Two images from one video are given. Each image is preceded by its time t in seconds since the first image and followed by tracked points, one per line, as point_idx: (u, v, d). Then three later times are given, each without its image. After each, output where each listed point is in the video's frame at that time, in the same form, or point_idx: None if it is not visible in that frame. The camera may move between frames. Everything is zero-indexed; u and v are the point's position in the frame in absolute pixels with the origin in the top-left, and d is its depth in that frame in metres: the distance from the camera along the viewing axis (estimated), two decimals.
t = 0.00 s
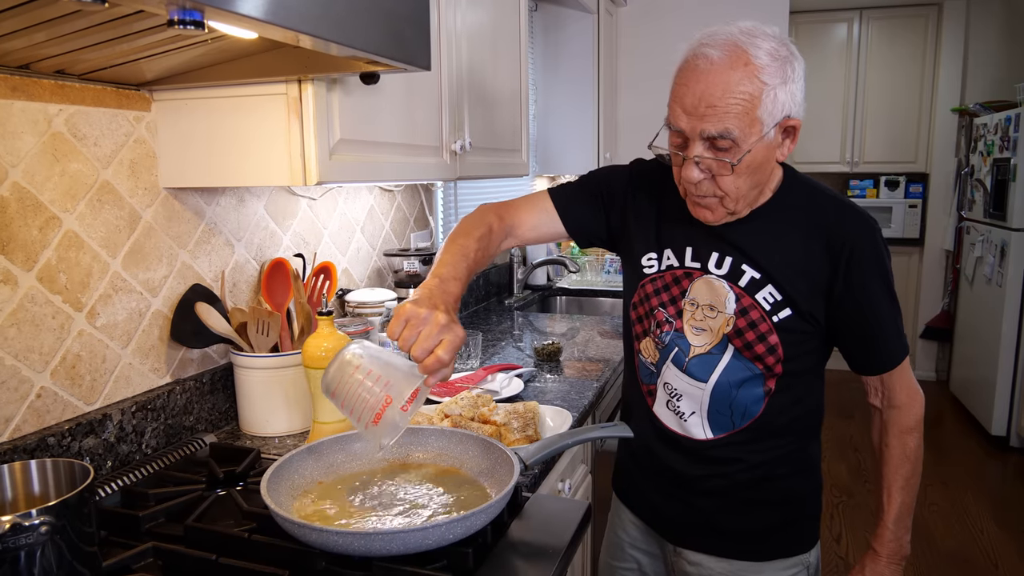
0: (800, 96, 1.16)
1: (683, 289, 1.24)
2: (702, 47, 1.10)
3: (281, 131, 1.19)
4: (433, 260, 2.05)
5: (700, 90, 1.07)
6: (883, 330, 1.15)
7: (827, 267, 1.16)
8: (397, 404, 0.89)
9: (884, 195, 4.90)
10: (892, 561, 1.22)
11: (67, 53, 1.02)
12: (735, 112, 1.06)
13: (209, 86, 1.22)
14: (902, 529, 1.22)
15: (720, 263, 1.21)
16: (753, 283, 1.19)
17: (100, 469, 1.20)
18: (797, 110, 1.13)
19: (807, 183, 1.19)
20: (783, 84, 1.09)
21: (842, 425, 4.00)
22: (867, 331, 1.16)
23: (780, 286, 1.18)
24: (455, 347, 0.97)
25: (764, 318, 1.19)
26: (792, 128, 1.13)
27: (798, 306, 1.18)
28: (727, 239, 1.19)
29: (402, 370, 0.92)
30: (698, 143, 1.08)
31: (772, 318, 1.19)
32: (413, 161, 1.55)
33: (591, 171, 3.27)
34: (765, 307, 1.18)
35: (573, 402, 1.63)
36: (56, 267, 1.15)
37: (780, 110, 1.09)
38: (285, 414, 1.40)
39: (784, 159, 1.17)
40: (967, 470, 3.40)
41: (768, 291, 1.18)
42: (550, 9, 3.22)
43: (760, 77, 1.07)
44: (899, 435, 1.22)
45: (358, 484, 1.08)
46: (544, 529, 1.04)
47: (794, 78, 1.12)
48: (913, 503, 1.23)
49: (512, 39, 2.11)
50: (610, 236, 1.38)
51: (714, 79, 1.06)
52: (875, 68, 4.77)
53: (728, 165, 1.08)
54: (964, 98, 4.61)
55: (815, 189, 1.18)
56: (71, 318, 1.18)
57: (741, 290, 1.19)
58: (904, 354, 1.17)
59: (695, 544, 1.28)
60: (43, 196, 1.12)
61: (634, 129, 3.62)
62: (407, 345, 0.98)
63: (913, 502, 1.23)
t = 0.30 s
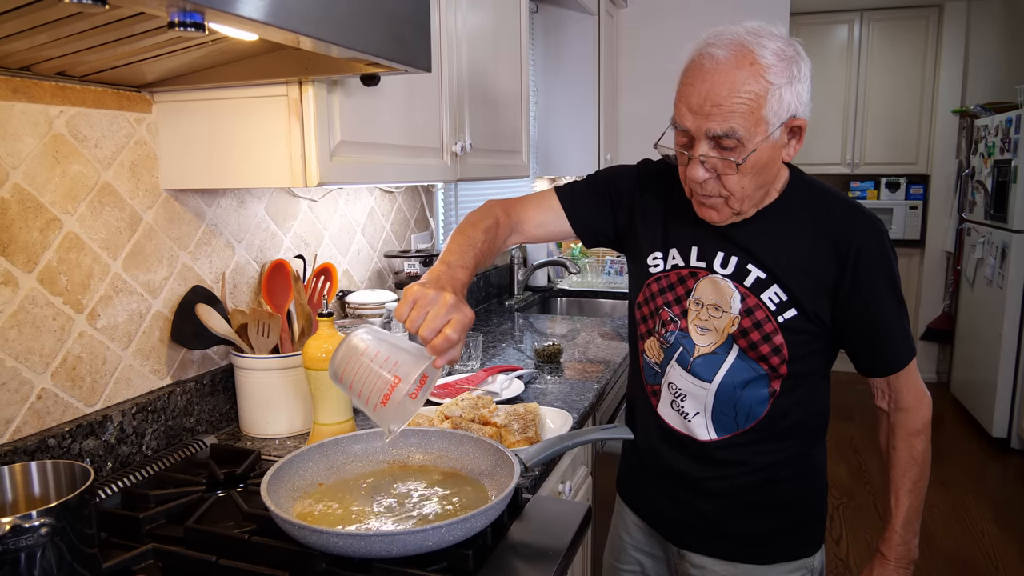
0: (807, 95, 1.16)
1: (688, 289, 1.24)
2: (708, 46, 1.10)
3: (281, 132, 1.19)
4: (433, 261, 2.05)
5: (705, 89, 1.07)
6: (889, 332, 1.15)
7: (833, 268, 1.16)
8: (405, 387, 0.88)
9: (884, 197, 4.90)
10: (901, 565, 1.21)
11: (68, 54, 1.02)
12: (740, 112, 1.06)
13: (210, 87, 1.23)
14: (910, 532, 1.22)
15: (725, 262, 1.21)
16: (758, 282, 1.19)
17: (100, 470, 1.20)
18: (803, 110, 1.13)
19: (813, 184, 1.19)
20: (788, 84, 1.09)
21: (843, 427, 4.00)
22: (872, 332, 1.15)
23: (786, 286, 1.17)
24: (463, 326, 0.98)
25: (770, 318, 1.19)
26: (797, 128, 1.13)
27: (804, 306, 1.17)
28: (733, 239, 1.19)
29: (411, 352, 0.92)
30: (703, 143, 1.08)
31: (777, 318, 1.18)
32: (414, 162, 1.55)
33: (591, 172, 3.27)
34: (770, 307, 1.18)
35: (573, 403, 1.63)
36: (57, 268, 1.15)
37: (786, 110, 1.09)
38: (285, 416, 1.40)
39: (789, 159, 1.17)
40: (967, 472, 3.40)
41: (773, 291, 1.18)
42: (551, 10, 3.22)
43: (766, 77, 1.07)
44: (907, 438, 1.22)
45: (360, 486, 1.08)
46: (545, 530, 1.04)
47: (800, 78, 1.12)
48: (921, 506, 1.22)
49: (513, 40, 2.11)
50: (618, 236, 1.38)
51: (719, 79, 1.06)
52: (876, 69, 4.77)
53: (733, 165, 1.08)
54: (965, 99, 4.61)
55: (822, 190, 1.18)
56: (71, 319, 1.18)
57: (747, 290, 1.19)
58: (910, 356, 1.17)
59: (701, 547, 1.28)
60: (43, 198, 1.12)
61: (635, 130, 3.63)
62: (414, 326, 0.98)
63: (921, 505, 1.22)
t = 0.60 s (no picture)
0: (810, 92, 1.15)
1: (693, 287, 1.24)
2: (710, 43, 1.10)
3: (282, 131, 1.19)
4: (434, 260, 2.03)
5: (707, 85, 1.07)
6: (895, 331, 1.14)
7: (839, 266, 1.15)
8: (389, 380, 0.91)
9: (886, 197, 4.89)
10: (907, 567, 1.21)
11: (68, 53, 1.02)
12: (742, 107, 1.06)
13: (211, 87, 1.23)
14: (917, 534, 1.21)
15: (730, 260, 1.20)
16: (763, 280, 1.18)
17: (101, 470, 1.20)
18: (805, 105, 1.12)
19: (818, 182, 1.19)
20: (790, 79, 1.09)
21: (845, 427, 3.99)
22: (878, 331, 1.15)
23: (791, 284, 1.17)
24: (439, 311, 1.01)
25: (774, 316, 1.18)
26: (800, 124, 1.13)
27: (809, 304, 1.17)
28: (737, 236, 1.19)
29: (393, 351, 0.95)
30: (705, 138, 1.08)
31: (782, 316, 1.18)
32: (415, 162, 1.55)
33: (593, 172, 3.27)
34: (775, 305, 1.18)
35: (575, 403, 1.63)
36: (58, 268, 1.15)
37: (788, 106, 1.09)
38: (285, 415, 1.40)
39: (793, 156, 1.17)
40: (969, 472, 3.39)
41: (778, 289, 1.18)
42: (552, 10, 3.22)
43: (768, 73, 1.07)
44: (914, 439, 1.21)
45: (362, 485, 1.08)
46: (545, 530, 1.04)
47: (802, 74, 1.12)
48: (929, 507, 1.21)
49: (514, 39, 2.11)
50: (623, 240, 1.39)
51: (721, 74, 1.06)
52: (877, 69, 4.76)
53: (735, 160, 1.08)
54: (967, 100, 4.61)
55: (827, 188, 1.18)
56: (72, 318, 1.18)
57: (752, 287, 1.19)
58: (917, 355, 1.16)
59: (706, 548, 1.28)
60: (44, 197, 1.12)
61: (636, 130, 3.63)
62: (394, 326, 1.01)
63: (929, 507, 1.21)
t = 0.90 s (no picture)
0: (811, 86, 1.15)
1: (698, 286, 1.24)
2: (710, 38, 1.11)
3: (281, 130, 1.19)
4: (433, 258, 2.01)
5: (706, 78, 1.07)
6: (903, 328, 1.12)
7: (844, 261, 1.15)
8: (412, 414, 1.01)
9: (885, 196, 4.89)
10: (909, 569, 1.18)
11: (66, 51, 1.02)
12: (741, 99, 1.06)
13: (211, 85, 1.22)
14: (922, 536, 1.18)
15: (735, 257, 1.20)
16: (768, 276, 1.18)
17: (99, 468, 1.19)
18: (806, 99, 1.12)
19: (823, 179, 1.18)
20: (790, 72, 1.09)
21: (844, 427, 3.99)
22: (885, 326, 1.13)
23: (795, 279, 1.17)
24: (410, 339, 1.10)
25: (779, 312, 1.18)
26: (801, 117, 1.13)
27: (814, 300, 1.17)
28: (741, 233, 1.20)
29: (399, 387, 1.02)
30: (706, 131, 1.08)
31: (787, 313, 1.18)
32: (415, 160, 1.55)
33: (593, 171, 3.27)
34: (780, 301, 1.18)
35: (574, 402, 1.63)
36: (56, 266, 1.14)
37: (788, 99, 1.09)
38: (284, 414, 1.39)
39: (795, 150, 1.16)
40: (967, 471, 3.40)
41: (783, 285, 1.18)
42: (552, 9, 3.22)
43: (767, 66, 1.07)
44: (922, 438, 1.17)
45: (360, 484, 1.07)
46: (545, 530, 1.04)
47: (802, 68, 1.11)
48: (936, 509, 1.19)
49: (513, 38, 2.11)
50: (627, 252, 1.38)
51: (719, 67, 1.07)
52: (877, 69, 4.76)
53: (735, 152, 1.08)
54: (966, 99, 4.62)
55: (832, 185, 1.17)
56: (71, 317, 1.18)
57: (756, 284, 1.19)
58: (927, 352, 1.14)
59: (710, 547, 1.28)
60: (42, 195, 1.12)
61: (635, 129, 3.63)
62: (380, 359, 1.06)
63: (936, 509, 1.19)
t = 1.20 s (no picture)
0: (795, 81, 1.13)
1: (699, 280, 1.25)
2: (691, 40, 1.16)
3: (279, 130, 1.19)
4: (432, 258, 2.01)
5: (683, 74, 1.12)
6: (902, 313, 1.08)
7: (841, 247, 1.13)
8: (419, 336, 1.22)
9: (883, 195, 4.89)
10: (868, 560, 1.08)
11: (64, 52, 1.01)
12: (714, 90, 1.09)
13: (209, 85, 1.22)
14: (895, 531, 1.08)
15: (732, 249, 1.21)
16: (763, 267, 1.18)
17: (97, 469, 1.19)
18: (789, 90, 1.11)
19: (824, 173, 1.18)
20: (765, 65, 1.10)
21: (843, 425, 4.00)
22: (884, 312, 1.09)
23: (790, 269, 1.17)
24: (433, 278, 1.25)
25: (774, 301, 1.17)
26: (781, 109, 1.11)
27: (809, 289, 1.15)
28: (736, 224, 1.21)
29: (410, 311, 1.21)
30: (685, 122, 1.12)
31: (783, 303, 1.17)
32: (413, 160, 1.55)
33: (591, 170, 3.27)
34: (776, 291, 1.17)
35: (572, 401, 1.63)
36: (54, 266, 1.14)
37: (765, 89, 1.09)
38: (284, 414, 1.39)
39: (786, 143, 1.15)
40: (966, 470, 3.40)
41: (778, 275, 1.17)
42: (550, 9, 3.22)
43: (739, 59, 1.09)
44: (919, 429, 1.08)
45: (360, 484, 1.08)
46: (544, 529, 1.04)
47: (782, 61, 1.12)
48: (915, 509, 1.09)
49: (511, 38, 2.11)
50: (646, 264, 1.39)
51: (696, 63, 1.11)
52: (875, 67, 4.77)
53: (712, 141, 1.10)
54: (963, 98, 4.63)
55: (830, 176, 1.17)
56: (68, 317, 1.17)
57: (751, 274, 1.19)
58: (937, 343, 1.08)
59: (709, 545, 1.28)
60: (40, 196, 1.12)
61: (633, 128, 3.63)
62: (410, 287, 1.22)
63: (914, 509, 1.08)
